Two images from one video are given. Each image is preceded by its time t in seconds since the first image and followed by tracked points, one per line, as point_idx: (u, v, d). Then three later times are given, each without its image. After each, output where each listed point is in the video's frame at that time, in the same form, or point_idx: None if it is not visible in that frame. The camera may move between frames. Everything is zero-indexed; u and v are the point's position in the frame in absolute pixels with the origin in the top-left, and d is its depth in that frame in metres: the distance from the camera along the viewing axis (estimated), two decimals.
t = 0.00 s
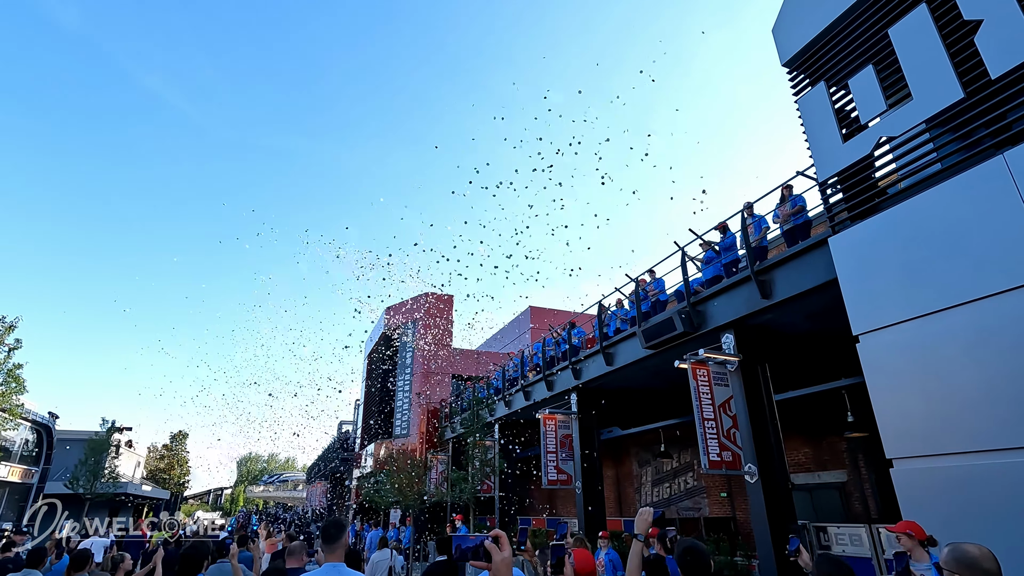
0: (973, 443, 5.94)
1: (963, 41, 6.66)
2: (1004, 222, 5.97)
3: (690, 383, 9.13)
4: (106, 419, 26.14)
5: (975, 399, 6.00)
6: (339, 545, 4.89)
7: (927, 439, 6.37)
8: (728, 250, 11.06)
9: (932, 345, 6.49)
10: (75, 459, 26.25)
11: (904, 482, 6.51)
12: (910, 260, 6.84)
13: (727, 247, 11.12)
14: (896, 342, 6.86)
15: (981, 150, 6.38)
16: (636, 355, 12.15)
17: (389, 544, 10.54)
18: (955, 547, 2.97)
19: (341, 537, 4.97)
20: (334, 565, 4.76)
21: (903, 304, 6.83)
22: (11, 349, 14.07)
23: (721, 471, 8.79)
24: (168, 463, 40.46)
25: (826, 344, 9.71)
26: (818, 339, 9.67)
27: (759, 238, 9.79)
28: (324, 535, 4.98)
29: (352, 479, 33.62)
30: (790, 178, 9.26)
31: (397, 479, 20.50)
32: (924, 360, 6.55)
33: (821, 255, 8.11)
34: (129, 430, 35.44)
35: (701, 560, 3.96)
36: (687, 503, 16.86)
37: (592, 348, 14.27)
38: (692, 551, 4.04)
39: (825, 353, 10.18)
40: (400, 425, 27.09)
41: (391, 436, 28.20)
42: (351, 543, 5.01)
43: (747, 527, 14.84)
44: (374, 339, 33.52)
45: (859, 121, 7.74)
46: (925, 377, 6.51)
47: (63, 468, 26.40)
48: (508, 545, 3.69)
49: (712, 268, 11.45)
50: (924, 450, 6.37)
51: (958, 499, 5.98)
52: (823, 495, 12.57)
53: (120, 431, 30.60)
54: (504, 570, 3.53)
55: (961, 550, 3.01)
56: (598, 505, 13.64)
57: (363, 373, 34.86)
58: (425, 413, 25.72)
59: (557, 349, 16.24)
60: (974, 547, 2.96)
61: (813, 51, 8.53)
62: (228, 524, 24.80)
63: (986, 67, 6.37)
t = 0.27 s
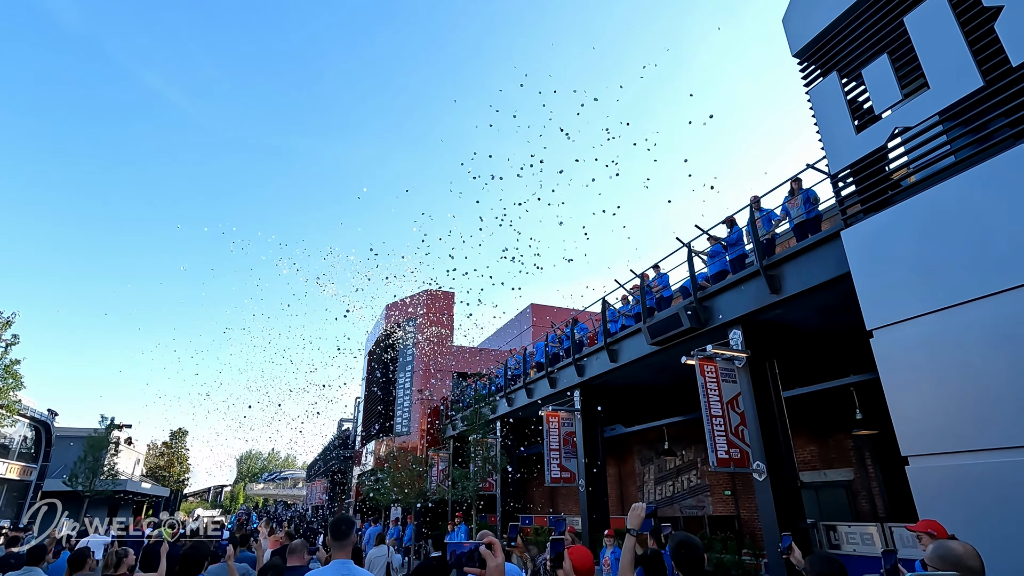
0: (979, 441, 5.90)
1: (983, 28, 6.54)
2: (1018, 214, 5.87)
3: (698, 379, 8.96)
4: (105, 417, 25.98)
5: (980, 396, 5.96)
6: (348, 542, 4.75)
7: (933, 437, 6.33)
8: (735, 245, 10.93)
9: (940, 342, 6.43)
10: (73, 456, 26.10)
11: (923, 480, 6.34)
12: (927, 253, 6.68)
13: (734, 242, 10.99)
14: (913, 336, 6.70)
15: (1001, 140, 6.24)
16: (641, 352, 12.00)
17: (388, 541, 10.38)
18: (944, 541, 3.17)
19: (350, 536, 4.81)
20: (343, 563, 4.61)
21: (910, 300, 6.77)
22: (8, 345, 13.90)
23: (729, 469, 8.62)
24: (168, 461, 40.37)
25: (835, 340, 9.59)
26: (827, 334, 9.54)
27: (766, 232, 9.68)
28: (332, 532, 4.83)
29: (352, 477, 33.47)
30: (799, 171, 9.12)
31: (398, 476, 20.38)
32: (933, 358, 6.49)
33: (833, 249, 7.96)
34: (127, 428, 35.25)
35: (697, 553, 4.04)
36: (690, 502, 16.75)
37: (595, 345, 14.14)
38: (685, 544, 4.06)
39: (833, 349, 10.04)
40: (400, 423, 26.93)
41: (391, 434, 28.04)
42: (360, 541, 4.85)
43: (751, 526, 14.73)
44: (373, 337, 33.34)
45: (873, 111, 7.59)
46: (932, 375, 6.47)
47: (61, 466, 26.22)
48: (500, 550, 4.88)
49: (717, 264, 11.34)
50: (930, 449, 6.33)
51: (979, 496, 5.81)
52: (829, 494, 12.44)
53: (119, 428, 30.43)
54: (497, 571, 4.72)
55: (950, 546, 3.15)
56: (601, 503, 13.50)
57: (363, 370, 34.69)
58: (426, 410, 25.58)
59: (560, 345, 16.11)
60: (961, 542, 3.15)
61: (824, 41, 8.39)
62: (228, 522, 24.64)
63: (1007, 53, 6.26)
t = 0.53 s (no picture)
0: (977, 441, 5.89)
1: (999, 17, 6.41)
2: None
3: (703, 376, 8.82)
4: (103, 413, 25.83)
5: (994, 392, 5.82)
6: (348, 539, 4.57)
7: (932, 436, 6.32)
8: (739, 240, 10.80)
9: (939, 341, 6.40)
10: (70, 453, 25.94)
11: (935, 478, 6.19)
12: (939, 247, 6.51)
13: (738, 237, 10.87)
14: (925, 332, 6.54)
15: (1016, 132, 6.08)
16: (643, 349, 11.86)
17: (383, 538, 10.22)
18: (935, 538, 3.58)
19: (350, 535, 4.65)
20: (343, 561, 4.43)
21: (910, 299, 6.72)
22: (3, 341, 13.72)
23: (735, 467, 8.49)
24: (166, 458, 40.21)
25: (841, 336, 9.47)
26: (833, 331, 9.42)
27: (772, 227, 9.56)
28: (333, 530, 4.66)
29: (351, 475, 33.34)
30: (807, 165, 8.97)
31: (397, 474, 20.24)
32: (930, 357, 6.47)
33: (842, 243, 7.83)
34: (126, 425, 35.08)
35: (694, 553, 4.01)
36: (691, 500, 16.62)
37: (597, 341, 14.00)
38: (683, 541, 4.05)
39: (839, 345, 9.91)
40: (400, 421, 26.80)
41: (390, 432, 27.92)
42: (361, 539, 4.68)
43: (754, 524, 14.61)
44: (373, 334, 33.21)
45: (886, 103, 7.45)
46: (930, 374, 6.45)
47: (58, 463, 26.08)
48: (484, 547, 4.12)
49: (721, 259, 11.22)
50: (927, 449, 6.33)
51: (993, 495, 5.66)
52: (833, 493, 12.31)
53: (117, 425, 30.29)
54: (480, 569, 3.96)
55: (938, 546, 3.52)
56: (603, 501, 13.39)
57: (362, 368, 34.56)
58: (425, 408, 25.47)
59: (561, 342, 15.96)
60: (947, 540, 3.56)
61: (834, 32, 8.24)
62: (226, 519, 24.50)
63: None
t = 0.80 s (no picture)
0: (979, 439, 5.91)
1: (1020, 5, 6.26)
2: None
3: (711, 371, 8.67)
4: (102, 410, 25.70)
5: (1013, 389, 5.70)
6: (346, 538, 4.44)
7: (934, 436, 6.35)
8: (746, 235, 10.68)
9: (935, 342, 6.45)
10: (69, 449, 25.81)
11: (951, 476, 6.10)
12: (957, 240, 6.39)
13: (745, 232, 10.75)
14: (943, 327, 6.42)
15: None
16: (649, 344, 11.73)
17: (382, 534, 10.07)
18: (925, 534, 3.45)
19: (348, 534, 4.53)
20: (340, 559, 4.33)
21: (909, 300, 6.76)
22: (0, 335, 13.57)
23: (743, 464, 8.35)
24: (166, 454, 40.10)
25: (850, 331, 9.38)
26: (842, 326, 9.31)
27: (781, 221, 9.44)
28: (330, 529, 4.53)
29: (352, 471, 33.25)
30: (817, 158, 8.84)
31: (398, 470, 20.12)
32: (929, 358, 6.52)
33: (855, 237, 7.70)
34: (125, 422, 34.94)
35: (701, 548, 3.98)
36: (694, 497, 16.53)
37: (601, 337, 13.87)
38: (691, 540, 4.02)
39: (847, 340, 9.80)
40: (400, 417, 26.70)
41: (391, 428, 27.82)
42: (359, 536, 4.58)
43: (758, 522, 14.52)
44: (373, 330, 33.09)
45: (900, 93, 7.31)
46: (930, 374, 6.49)
47: (57, 459, 25.95)
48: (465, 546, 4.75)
49: (728, 254, 11.10)
50: (943, 446, 6.22)
51: (1012, 493, 5.57)
52: (839, 490, 12.22)
53: (116, 421, 30.15)
54: (462, 569, 4.60)
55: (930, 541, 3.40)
56: (606, 498, 13.29)
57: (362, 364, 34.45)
58: (426, 404, 25.41)
59: (564, 338, 15.83)
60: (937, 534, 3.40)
61: (847, 22, 8.09)
62: (226, 516, 24.40)
63: None
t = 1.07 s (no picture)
0: (1001, 430, 5.77)
1: None
2: None
3: (722, 362, 8.52)
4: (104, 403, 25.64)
5: None
6: (343, 530, 4.58)
7: (953, 427, 6.21)
8: (755, 226, 10.54)
9: (955, 331, 6.31)
10: (72, 443, 25.77)
11: (971, 468, 5.96)
12: (978, 227, 6.24)
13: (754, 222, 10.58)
14: (963, 315, 6.28)
15: None
16: (656, 336, 11.58)
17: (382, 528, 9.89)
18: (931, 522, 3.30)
19: (344, 523, 4.64)
20: (336, 550, 4.41)
21: (918, 294, 6.70)
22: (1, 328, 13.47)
23: (755, 456, 8.21)
24: (168, 449, 40.10)
25: (862, 321, 9.25)
26: (854, 316, 9.18)
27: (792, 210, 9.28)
28: (329, 519, 4.62)
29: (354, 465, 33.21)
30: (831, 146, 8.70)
31: (401, 463, 20.02)
32: (949, 348, 6.38)
33: (871, 225, 7.55)
34: (127, 416, 34.91)
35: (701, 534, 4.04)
36: (700, 491, 16.41)
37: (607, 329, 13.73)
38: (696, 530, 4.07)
39: (858, 331, 9.66)
40: (403, 411, 26.61)
41: (393, 422, 27.75)
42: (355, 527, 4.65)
43: (764, 515, 14.40)
44: (375, 324, 32.99)
45: (920, 78, 7.15)
46: (944, 367, 6.40)
47: (59, 452, 25.90)
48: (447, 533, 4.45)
49: (737, 245, 10.93)
50: (963, 437, 6.09)
51: None
52: (847, 484, 12.10)
53: (118, 415, 30.10)
54: (444, 555, 4.26)
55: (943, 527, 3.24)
56: (613, 491, 13.16)
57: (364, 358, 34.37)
58: (428, 398, 25.34)
59: (569, 331, 15.68)
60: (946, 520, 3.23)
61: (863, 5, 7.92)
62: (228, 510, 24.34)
63: None
